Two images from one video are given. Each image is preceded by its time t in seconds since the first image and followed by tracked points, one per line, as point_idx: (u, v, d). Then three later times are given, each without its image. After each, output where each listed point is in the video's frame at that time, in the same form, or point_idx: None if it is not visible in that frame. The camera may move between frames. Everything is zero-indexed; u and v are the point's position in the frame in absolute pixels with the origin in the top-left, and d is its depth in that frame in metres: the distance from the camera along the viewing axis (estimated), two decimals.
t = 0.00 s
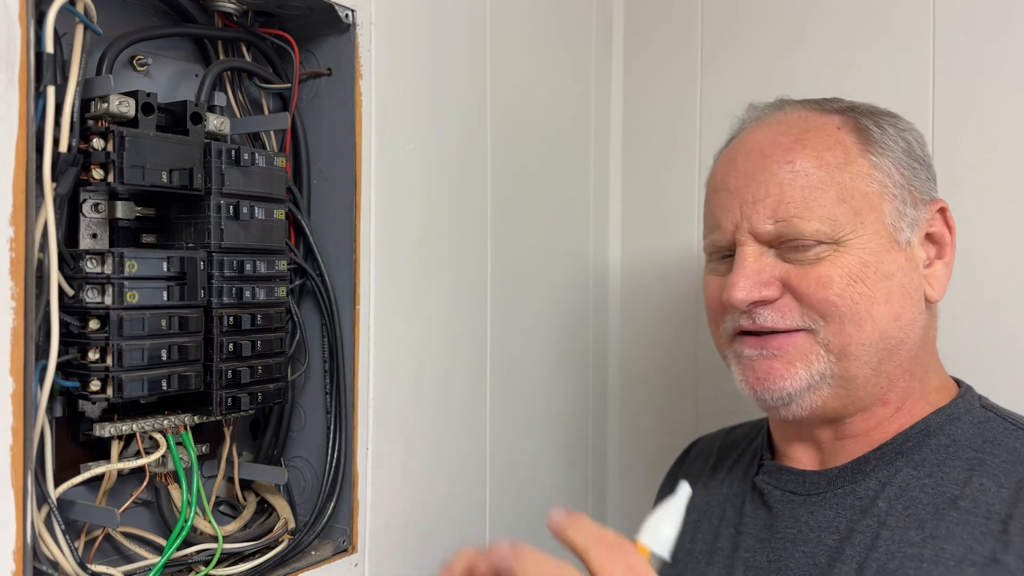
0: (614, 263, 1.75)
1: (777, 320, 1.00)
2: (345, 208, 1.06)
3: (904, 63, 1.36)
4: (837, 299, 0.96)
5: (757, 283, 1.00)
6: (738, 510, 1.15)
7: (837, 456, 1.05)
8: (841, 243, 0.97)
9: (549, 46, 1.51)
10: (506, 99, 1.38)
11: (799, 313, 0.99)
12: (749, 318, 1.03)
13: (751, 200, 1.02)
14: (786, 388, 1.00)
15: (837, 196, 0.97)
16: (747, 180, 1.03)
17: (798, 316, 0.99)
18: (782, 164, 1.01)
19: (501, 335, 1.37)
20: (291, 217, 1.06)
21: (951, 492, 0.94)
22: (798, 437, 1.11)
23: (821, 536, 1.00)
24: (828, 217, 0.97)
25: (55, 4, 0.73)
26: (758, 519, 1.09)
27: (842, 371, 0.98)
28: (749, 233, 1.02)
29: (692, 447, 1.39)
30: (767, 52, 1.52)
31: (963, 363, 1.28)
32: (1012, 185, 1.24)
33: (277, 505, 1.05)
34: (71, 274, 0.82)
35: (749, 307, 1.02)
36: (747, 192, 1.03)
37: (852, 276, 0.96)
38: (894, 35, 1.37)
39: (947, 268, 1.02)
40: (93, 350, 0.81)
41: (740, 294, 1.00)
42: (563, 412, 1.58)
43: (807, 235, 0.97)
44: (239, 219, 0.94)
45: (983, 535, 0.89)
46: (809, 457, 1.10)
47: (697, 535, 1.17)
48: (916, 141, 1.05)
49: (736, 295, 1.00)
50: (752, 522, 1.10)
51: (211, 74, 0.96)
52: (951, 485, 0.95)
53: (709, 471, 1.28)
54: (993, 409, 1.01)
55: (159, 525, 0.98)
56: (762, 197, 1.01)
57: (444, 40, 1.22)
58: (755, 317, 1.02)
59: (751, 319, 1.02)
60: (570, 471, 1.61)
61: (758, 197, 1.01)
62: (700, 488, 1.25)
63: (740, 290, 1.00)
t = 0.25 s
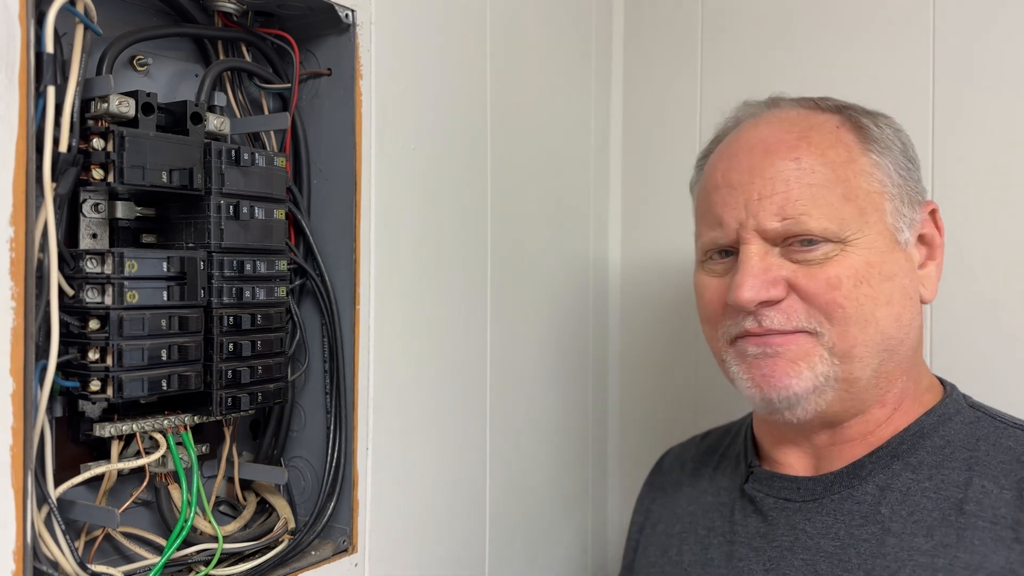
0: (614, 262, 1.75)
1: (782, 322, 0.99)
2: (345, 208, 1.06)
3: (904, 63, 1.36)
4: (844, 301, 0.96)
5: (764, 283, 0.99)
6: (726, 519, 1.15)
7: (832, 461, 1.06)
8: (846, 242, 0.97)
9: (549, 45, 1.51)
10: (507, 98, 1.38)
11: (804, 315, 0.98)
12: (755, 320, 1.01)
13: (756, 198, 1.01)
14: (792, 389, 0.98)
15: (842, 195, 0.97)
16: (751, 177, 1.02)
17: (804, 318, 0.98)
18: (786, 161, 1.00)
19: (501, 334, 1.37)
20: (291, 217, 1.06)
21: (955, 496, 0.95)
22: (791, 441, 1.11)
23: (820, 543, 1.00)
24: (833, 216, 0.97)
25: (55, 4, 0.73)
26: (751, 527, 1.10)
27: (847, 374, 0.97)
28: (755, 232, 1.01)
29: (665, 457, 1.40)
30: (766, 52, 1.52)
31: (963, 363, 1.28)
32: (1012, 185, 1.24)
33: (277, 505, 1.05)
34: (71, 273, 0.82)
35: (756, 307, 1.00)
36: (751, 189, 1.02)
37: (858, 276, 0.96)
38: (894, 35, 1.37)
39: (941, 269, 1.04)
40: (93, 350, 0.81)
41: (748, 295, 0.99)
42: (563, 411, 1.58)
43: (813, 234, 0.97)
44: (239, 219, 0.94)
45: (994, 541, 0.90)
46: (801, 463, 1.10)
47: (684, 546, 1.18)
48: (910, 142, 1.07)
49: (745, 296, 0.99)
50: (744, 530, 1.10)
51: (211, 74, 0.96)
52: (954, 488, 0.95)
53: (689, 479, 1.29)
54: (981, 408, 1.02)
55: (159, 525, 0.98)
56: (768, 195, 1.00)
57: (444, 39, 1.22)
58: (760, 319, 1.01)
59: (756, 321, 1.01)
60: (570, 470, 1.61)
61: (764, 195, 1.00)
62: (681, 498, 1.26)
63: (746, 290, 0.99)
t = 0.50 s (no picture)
0: (614, 262, 1.75)
1: (799, 316, 0.98)
2: (345, 208, 1.06)
3: (904, 63, 1.36)
4: (861, 296, 0.96)
5: (781, 276, 0.98)
6: (724, 521, 1.15)
7: (835, 462, 1.05)
8: (862, 237, 0.97)
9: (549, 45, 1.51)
10: (506, 98, 1.38)
11: (821, 308, 0.97)
12: (770, 314, 1.00)
13: (774, 187, 1.00)
14: (807, 387, 0.97)
15: (858, 189, 0.98)
16: (768, 167, 1.02)
17: (820, 312, 0.97)
18: (803, 153, 1.00)
19: (501, 334, 1.37)
20: (291, 217, 1.06)
21: (963, 496, 0.95)
22: (792, 439, 1.10)
23: (827, 545, 1.00)
24: (850, 210, 0.97)
25: (54, 4, 0.73)
26: (751, 528, 1.09)
27: (862, 370, 0.97)
28: (772, 222, 1.00)
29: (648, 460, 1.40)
30: (766, 52, 1.52)
31: (963, 362, 1.28)
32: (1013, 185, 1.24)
33: (277, 505, 1.05)
34: (71, 273, 0.82)
35: (772, 301, 0.99)
36: (768, 180, 1.01)
37: (874, 271, 0.96)
38: (894, 34, 1.37)
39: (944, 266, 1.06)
40: (93, 350, 0.81)
41: (765, 288, 0.98)
42: (563, 411, 1.58)
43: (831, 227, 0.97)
44: (239, 219, 0.94)
45: (1005, 541, 0.90)
46: (801, 463, 1.10)
47: (678, 549, 1.17)
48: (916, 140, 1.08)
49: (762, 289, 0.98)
50: (745, 531, 1.10)
51: (211, 74, 0.96)
52: (961, 488, 0.95)
53: (680, 477, 1.28)
54: (982, 408, 1.02)
55: (159, 525, 0.98)
56: (787, 184, 0.99)
57: (444, 39, 1.22)
58: (777, 312, 0.99)
59: (772, 314, 1.00)
60: (570, 470, 1.61)
61: (782, 185, 1.00)
62: (670, 498, 1.26)
63: (764, 283, 0.98)
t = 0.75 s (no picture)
0: (614, 262, 1.75)
1: (800, 317, 0.98)
2: (345, 208, 1.06)
3: (904, 64, 1.36)
4: (862, 296, 0.96)
5: (783, 277, 0.98)
6: (723, 521, 1.15)
7: (833, 462, 1.06)
8: (863, 238, 0.97)
9: (549, 46, 1.51)
10: (506, 98, 1.37)
11: (822, 309, 0.97)
12: (772, 315, 1.00)
13: (776, 188, 1.00)
14: (810, 389, 0.98)
15: (859, 190, 0.98)
16: (770, 168, 1.02)
17: (821, 312, 0.97)
18: (804, 154, 1.00)
19: (501, 334, 1.37)
20: (291, 217, 1.06)
21: (960, 495, 0.95)
22: (790, 440, 1.11)
23: (825, 544, 1.00)
24: (851, 211, 0.97)
25: (55, 4, 0.73)
26: (751, 528, 1.09)
27: (862, 371, 0.97)
28: (774, 222, 1.00)
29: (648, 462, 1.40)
30: (766, 52, 1.52)
31: (963, 362, 1.28)
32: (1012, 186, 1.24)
33: (277, 505, 1.05)
34: (72, 274, 0.82)
35: (774, 302, 0.99)
36: (768, 181, 1.01)
37: (875, 272, 0.96)
38: (894, 35, 1.37)
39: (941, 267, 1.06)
40: (93, 350, 0.81)
41: (767, 289, 0.98)
42: (563, 411, 1.58)
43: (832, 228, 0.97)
44: (239, 219, 0.94)
45: (1002, 540, 0.90)
46: (801, 463, 1.10)
47: (677, 549, 1.17)
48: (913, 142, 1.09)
49: (763, 290, 0.98)
50: (744, 531, 1.10)
51: (211, 74, 0.96)
52: (958, 488, 0.95)
53: (680, 478, 1.29)
54: (980, 408, 1.02)
55: (159, 525, 0.98)
56: (788, 184, 0.99)
57: (444, 40, 1.22)
58: (778, 313, 0.99)
59: (773, 315, 1.00)
60: (570, 470, 1.61)
61: (783, 185, 1.00)
62: (670, 499, 1.26)
63: (765, 284, 0.98)
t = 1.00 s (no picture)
0: (613, 262, 1.75)
1: (782, 318, 0.98)
2: (345, 208, 1.06)
3: (904, 64, 1.36)
4: (846, 299, 0.96)
5: (765, 279, 0.98)
6: (723, 521, 1.15)
7: (831, 463, 1.06)
8: (850, 240, 0.97)
9: (549, 46, 1.51)
10: (506, 98, 1.38)
11: (805, 311, 0.98)
12: (755, 315, 1.00)
13: (761, 191, 1.01)
14: (792, 390, 0.98)
15: (847, 193, 0.98)
16: (758, 172, 1.02)
17: (804, 314, 0.98)
18: (793, 157, 1.00)
19: (501, 334, 1.37)
20: (291, 217, 1.06)
21: (958, 496, 0.95)
22: (787, 441, 1.11)
23: (822, 544, 1.00)
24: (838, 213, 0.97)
25: (55, 4, 0.73)
26: (750, 528, 1.09)
27: (847, 374, 0.97)
28: (759, 224, 1.00)
29: (651, 463, 1.39)
30: (767, 52, 1.52)
31: (963, 363, 1.28)
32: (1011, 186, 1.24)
33: (277, 505, 1.05)
34: (71, 274, 0.82)
35: (755, 303, 0.99)
36: (755, 183, 1.02)
37: (860, 275, 0.96)
38: (894, 35, 1.37)
39: (939, 270, 1.05)
40: (93, 350, 0.81)
41: (748, 291, 0.98)
42: (563, 412, 1.58)
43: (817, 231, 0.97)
44: (239, 219, 0.94)
45: (1000, 541, 0.90)
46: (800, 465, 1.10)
47: (678, 548, 1.17)
48: (914, 143, 1.08)
49: (744, 291, 0.98)
50: (743, 531, 1.10)
51: (211, 74, 0.96)
52: (956, 489, 0.95)
53: (682, 479, 1.29)
54: (981, 410, 1.02)
55: (159, 525, 0.98)
56: (773, 188, 1.00)
57: (444, 40, 1.22)
58: (760, 314, 1.00)
59: (756, 316, 1.00)
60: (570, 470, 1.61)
61: (769, 189, 1.00)
62: (670, 500, 1.26)
63: (746, 285, 0.98)
